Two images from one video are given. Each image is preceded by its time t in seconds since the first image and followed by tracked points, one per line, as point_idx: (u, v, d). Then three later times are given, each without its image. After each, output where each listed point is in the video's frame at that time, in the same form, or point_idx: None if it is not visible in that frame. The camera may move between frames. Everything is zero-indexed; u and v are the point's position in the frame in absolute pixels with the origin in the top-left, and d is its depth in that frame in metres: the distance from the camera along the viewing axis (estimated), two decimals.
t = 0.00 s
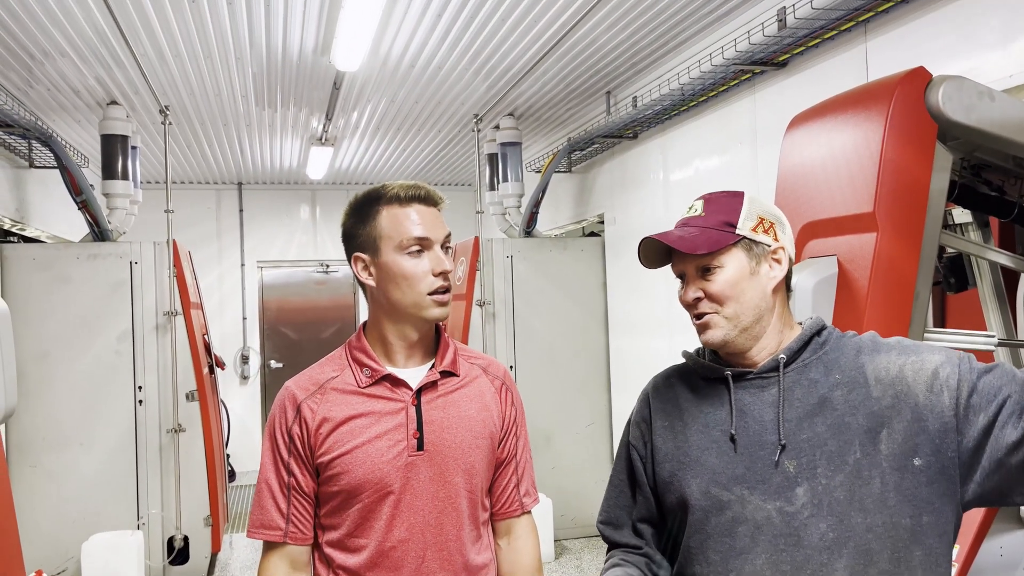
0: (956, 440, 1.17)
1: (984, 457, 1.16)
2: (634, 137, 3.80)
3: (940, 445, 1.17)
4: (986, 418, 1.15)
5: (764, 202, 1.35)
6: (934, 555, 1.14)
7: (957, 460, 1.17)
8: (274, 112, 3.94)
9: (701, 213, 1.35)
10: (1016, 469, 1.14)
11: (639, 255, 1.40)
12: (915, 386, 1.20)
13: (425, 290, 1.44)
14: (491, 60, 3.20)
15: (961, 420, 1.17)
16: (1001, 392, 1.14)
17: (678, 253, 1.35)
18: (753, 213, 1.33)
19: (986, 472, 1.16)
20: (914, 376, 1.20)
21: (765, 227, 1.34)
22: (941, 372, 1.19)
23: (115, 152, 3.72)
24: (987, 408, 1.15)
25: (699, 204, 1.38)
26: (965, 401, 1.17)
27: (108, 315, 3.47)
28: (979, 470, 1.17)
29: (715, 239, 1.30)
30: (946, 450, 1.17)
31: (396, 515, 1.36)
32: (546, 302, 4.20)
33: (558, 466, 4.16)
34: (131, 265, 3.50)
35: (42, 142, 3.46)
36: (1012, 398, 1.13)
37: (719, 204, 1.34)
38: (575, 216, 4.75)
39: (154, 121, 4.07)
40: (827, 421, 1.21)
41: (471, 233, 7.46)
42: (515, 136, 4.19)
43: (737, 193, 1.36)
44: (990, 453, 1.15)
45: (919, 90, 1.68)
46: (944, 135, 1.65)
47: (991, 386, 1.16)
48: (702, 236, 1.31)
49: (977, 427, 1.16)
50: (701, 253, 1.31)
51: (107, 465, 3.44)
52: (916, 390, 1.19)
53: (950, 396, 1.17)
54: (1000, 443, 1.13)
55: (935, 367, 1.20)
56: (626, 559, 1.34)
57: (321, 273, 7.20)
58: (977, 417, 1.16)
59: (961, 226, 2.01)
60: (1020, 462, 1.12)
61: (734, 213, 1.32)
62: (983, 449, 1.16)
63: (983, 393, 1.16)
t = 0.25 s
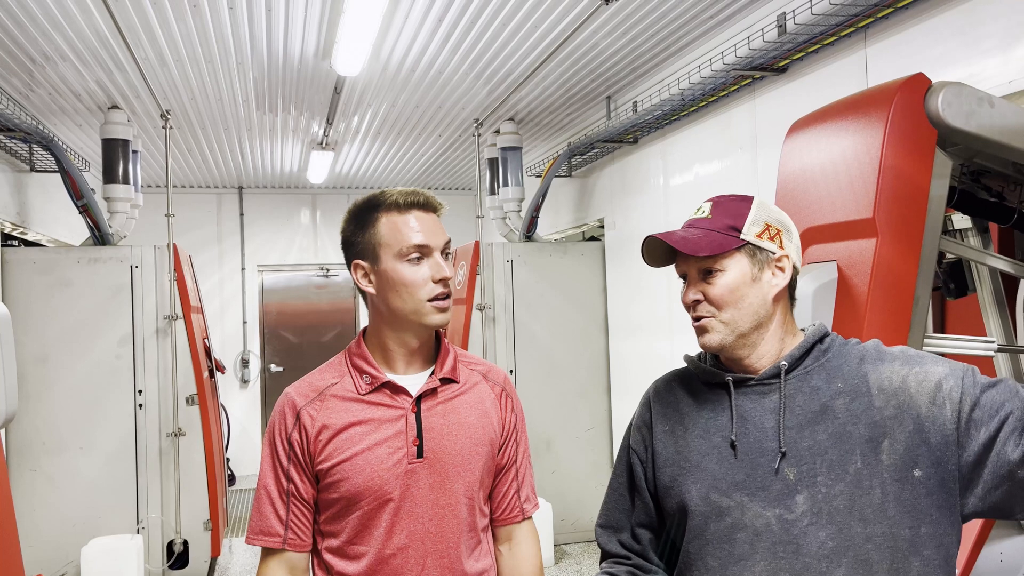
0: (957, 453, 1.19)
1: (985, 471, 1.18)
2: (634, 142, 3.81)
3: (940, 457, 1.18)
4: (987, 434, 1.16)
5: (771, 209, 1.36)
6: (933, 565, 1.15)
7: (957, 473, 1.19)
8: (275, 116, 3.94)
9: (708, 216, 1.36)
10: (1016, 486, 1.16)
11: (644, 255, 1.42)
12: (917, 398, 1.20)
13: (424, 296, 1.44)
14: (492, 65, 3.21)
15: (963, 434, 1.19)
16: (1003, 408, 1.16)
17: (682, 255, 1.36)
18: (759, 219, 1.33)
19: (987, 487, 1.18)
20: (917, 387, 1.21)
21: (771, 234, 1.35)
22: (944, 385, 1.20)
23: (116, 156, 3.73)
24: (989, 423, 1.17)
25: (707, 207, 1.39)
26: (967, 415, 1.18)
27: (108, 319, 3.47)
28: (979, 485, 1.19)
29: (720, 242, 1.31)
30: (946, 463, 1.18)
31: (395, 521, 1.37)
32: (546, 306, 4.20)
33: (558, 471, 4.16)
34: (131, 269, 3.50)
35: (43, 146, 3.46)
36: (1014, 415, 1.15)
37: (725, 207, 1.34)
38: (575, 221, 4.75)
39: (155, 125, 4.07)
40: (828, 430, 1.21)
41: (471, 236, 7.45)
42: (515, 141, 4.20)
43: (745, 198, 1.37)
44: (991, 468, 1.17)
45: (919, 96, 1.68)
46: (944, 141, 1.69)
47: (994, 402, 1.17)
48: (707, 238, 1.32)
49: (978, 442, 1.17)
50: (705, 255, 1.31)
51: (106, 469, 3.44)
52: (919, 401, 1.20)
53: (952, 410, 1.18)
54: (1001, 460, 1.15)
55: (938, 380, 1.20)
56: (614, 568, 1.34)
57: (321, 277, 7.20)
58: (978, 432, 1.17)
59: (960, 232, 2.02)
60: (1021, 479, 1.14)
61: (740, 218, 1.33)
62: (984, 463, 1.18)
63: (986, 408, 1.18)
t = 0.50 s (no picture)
0: (951, 458, 1.18)
1: (978, 477, 1.16)
2: (632, 145, 3.81)
3: (935, 462, 1.18)
4: (981, 439, 1.15)
5: (771, 216, 1.36)
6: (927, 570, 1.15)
7: (952, 478, 1.19)
8: (274, 118, 3.94)
9: (709, 220, 1.35)
10: (1010, 491, 1.14)
11: (645, 257, 1.40)
12: (911, 403, 1.21)
13: (420, 302, 1.44)
14: (490, 69, 3.22)
15: (956, 439, 1.18)
16: (997, 414, 1.15)
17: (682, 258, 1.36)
18: (760, 225, 1.34)
19: (980, 492, 1.17)
20: (910, 393, 1.21)
21: (771, 240, 1.35)
22: (938, 391, 1.20)
23: (114, 159, 3.74)
24: (982, 429, 1.15)
25: (707, 211, 1.39)
26: (961, 420, 1.17)
27: (106, 321, 3.47)
28: (972, 491, 1.18)
29: (723, 247, 1.30)
30: (940, 468, 1.18)
31: (394, 526, 1.37)
32: (544, 309, 4.20)
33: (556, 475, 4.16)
34: (129, 272, 3.50)
35: (41, 148, 3.45)
36: (1007, 420, 1.13)
37: (727, 212, 1.34)
38: (573, 224, 4.76)
39: (154, 127, 4.07)
40: (822, 435, 1.22)
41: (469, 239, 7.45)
42: (513, 144, 4.20)
43: (746, 204, 1.37)
44: (984, 473, 1.15)
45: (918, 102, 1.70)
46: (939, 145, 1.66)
47: (987, 407, 1.16)
48: (710, 243, 1.31)
49: (971, 447, 1.16)
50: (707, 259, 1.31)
51: (104, 472, 3.44)
52: (913, 407, 1.20)
53: (946, 415, 1.18)
54: (994, 465, 1.13)
55: (932, 386, 1.20)
56: None
57: (319, 280, 7.20)
58: (972, 437, 1.16)
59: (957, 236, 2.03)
60: (1014, 484, 1.13)
61: (741, 223, 1.33)
62: (977, 468, 1.16)
63: (980, 413, 1.16)
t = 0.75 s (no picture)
0: (940, 457, 1.17)
1: (968, 476, 1.16)
2: (627, 147, 3.81)
3: (924, 462, 1.18)
4: (968, 438, 1.15)
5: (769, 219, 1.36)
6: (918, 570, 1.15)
7: (941, 478, 1.18)
8: (269, 119, 3.93)
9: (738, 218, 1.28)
10: (999, 488, 1.13)
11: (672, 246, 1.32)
12: (899, 402, 1.21)
13: (410, 304, 1.44)
14: (485, 70, 3.22)
15: (944, 439, 1.17)
16: (983, 412, 1.14)
17: (718, 252, 1.29)
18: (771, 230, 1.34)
19: (970, 491, 1.16)
20: (898, 393, 1.22)
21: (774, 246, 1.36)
22: (925, 391, 1.20)
23: (109, 160, 3.71)
24: (970, 428, 1.15)
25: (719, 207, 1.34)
26: (949, 420, 1.17)
27: (100, 322, 3.46)
28: (962, 490, 1.17)
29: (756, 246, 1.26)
30: (930, 468, 1.17)
31: (388, 529, 1.38)
32: (539, 310, 4.20)
33: (550, 476, 4.16)
34: (123, 273, 3.49)
35: (35, 149, 3.44)
36: (993, 419, 1.12)
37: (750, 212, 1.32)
38: (568, 226, 4.75)
39: (148, 128, 4.06)
40: (813, 437, 1.23)
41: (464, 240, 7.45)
42: (509, 146, 4.20)
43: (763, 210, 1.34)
44: (973, 472, 1.14)
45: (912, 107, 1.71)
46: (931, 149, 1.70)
47: (973, 405, 1.15)
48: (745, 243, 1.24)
49: (961, 445, 1.16)
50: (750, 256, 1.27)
51: (98, 473, 3.43)
52: (901, 407, 1.20)
53: (933, 415, 1.18)
54: (982, 464, 1.12)
55: (919, 386, 1.20)
56: None
57: (314, 280, 7.19)
58: (960, 435, 1.16)
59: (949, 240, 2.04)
60: (1002, 481, 1.12)
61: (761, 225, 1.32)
62: (966, 467, 1.16)
63: (966, 412, 1.16)
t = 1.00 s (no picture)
0: (930, 452, 1.19)
1: (957, 468, 1.17)
2: (618, 148, 3.82)
3: (913, 458, 1.19)
4: (957, 430, 1.17)
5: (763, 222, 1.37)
6: (908, 568, 1.16)
7: (932, 473, 1.18)
8: (258, 119, 3.92)
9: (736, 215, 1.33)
10: (987, 477, 1.16)
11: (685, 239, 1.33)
12: (887, 399, 1.23)
13: (399, 309, 1.44)
14: (475, 70, 3.21)
15: (933, 433, 1.19)
16: (969, 404, 1.16)
17: (726, 246, 1.32)
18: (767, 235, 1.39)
19: (960, 483, 1.18)
20: (886, 390, 1.23)
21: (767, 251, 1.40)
22: (912, 386, 1.22)
23: (97, 158, 3.71)
24: (957, 420, 1.17)
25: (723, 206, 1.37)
26: (937, 414, 1.19)
27: (88, 322, 3.44)
28: (952, 482, 1.19)
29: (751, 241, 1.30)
30: (920, 463, 1.18)
31: (378, 530, 1.37)
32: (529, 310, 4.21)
33: (540, 476, 4.17)
34: (111, 272, 3.48)
35: (23, 147, 3.42)
36: (980, 409, 1.15)
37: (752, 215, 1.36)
38: (559, 226, 4.76)
39: (137, 127, 4.05)
40: (804, 437, 1.24)
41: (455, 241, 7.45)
42: (499, 146, 4.21)
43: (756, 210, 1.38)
44: (963, 464, 1.16)
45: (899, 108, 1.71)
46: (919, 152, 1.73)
47: (961, 397, 1.18)
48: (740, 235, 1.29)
49: (950, 438, 1.18)
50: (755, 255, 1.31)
51: (88, 473, 3.41)
52: (889, 404, 1.22)
53: (921, 409, 1.20)
54: (972, 454, 1.15)
55: (905, 382, 1.22)
56: None
57: (304, 280, 7.16)
58: (949, 428, 1.18)
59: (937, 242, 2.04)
60: (991, 470, 1.15)
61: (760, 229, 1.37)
62: (955, 460, 1.18)
63: (953, 404, 1.18)
